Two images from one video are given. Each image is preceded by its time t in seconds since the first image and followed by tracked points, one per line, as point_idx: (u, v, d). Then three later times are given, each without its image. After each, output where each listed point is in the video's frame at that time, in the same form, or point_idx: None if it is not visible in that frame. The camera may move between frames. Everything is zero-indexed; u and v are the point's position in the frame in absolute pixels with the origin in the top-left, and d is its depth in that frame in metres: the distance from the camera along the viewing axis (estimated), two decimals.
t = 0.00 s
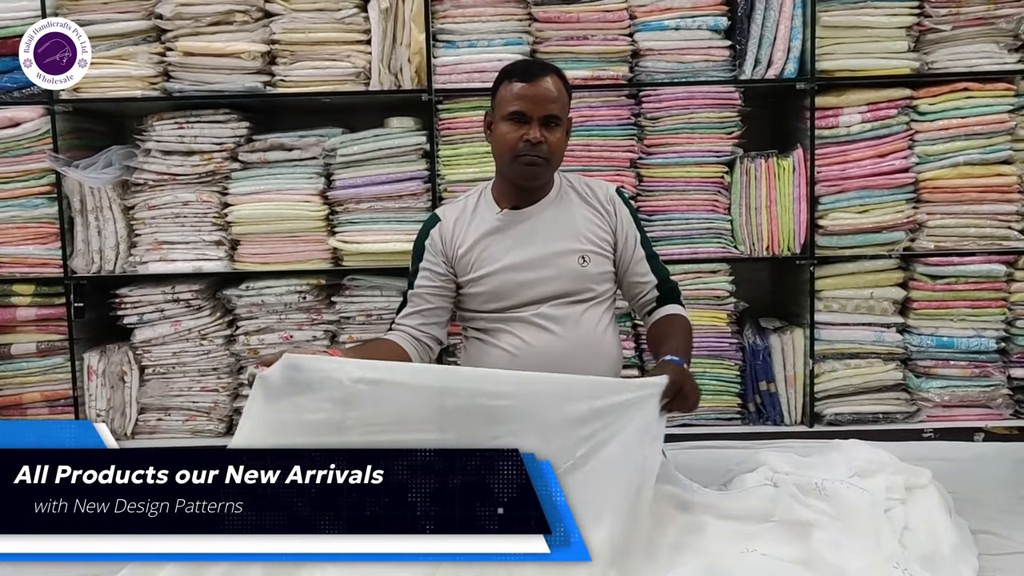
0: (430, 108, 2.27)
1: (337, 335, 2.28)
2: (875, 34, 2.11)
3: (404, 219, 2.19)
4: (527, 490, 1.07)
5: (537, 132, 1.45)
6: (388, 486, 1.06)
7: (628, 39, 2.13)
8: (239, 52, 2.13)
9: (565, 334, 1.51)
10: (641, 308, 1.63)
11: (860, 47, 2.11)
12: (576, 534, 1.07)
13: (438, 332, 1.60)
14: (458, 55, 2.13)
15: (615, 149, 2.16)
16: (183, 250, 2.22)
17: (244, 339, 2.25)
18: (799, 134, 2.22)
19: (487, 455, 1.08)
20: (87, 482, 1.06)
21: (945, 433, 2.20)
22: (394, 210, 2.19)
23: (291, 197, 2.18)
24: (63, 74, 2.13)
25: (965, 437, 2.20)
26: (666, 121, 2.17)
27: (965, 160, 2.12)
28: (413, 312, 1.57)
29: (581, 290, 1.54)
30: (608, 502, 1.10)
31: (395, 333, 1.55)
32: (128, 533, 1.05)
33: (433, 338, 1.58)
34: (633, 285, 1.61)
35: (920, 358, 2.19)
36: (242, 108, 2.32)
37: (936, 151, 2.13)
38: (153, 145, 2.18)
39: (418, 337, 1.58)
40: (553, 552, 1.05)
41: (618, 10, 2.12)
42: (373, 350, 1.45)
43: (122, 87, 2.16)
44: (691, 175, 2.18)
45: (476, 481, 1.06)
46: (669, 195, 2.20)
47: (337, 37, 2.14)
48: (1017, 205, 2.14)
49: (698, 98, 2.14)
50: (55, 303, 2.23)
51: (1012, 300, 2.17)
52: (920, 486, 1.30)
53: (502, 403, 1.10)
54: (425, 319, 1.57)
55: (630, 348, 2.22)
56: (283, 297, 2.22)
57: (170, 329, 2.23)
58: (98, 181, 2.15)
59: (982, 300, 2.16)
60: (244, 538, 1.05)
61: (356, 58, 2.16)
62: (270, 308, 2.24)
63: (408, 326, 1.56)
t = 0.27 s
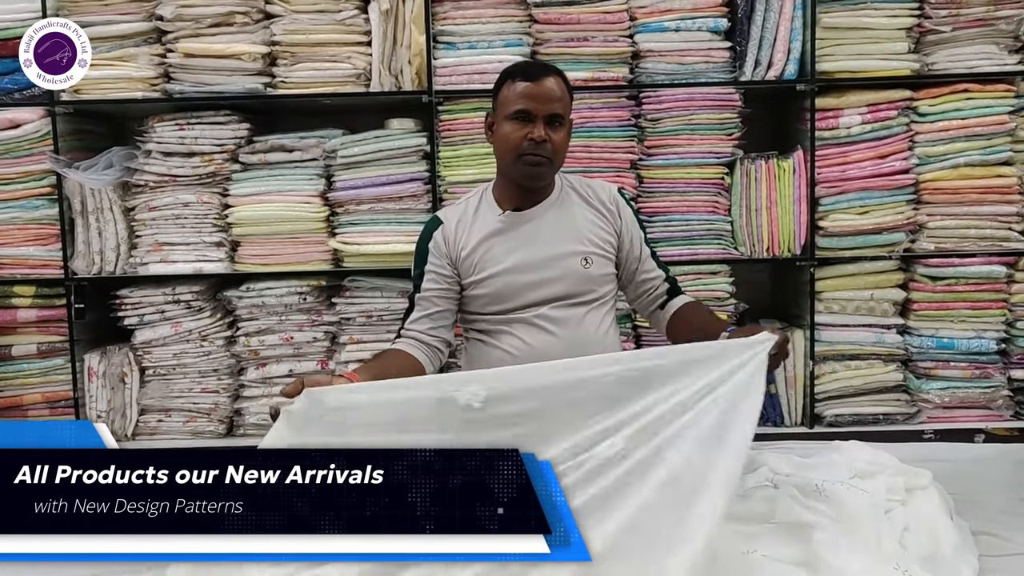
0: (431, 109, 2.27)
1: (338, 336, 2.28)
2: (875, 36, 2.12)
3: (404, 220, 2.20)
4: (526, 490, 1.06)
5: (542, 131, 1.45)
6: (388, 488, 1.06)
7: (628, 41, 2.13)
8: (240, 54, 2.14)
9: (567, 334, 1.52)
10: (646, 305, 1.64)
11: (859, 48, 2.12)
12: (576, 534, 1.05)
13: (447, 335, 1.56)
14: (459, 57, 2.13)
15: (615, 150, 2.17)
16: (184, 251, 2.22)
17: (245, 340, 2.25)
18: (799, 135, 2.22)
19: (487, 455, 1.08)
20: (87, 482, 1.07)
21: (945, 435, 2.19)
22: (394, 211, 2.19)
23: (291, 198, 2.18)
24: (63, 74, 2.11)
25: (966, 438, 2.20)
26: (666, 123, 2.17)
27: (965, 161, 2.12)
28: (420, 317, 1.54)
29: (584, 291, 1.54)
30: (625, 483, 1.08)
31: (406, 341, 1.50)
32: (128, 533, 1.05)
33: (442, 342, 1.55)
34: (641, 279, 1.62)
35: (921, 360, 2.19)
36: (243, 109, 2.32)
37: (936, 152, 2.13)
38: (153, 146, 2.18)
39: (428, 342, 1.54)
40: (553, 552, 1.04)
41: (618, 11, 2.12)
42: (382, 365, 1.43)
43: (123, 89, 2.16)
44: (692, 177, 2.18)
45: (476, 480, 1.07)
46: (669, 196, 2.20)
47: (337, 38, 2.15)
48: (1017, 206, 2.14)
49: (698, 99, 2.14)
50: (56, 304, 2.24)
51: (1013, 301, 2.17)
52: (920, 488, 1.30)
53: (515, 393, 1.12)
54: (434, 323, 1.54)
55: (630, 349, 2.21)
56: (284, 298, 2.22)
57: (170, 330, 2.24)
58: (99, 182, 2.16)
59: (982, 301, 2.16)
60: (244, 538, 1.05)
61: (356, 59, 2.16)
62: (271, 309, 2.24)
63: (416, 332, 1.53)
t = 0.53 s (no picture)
0: (429, 111, 2.28)
1: (336, 338, 2.28)
2: (873, 38, 2.12)
3: (403, 222, 2.20)
4: (526, 490, 1.05)
5: (545, 128, 1.45)
6: (388, 488, 1.05)
7: (627, 42, 2.13)
8: (239, 56, 2.14)
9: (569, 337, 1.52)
10: (659, 300, 1.65)
11: (858, 50, 2.12)
12: (576, 534, 1.03)
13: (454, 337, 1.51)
14: (457, 58, 2.13)
15: (614, 152, 2.17)
16: (183, 253, 2.22)
17: (244, 342, 2.25)
18: (798, 137, 2.22)
19: (487, 455, 1.06)
20: (87, 482, 1.07)
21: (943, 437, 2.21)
22: (393, 213, 2.19)
23: (290, 200, 2.18)
24: (63, 74, 2.12)
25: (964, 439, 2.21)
26: (665, 124, 2.17)
27: (963, 163, 2.12)
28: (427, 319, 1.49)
29: (588, 293, 1.55)
30: (697, 486, 1.06)
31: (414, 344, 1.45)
32: (125, 534, 1.04)
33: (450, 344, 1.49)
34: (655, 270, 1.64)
35: (920, 361, 2.19)
36: (242, 111, 2.32)
37: (935, 153, 2.13)
38: (152, 148, 2.18)
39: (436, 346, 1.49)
40: (553, 552, 1.02)
41: (616, 13, 2.12)
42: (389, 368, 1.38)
43: (122, 91, 2.16)
44: (691, 178, 2.18)
45: (477, 480, 1.05)
46: (668, 198, 2.20)
47: (336, 40, 2.15)
48: (1016, 208, 2.14)
49: (697, 101, 2.14)
50: (54, 306, 2.24)
51: (1011, 302, 2.17)
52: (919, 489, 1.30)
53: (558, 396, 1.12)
54: (442, 325, 1.49)
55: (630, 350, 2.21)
56: (282, 300, 2.22)
57: (169, 332, 2.24)
58: (97, 184, 2.16)
59: (981, 303, 2.17)
60: (244, 538, 1.04)
61: (355, 61, 2.16)
62: (270, 311, 2.24)
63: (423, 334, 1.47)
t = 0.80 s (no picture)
0: (428, 111, 2.28)
1: (335, 337, 2.28)
2: (872, 37, 2.12)
3: (402, 222, 2.19)
4: (526, 491, 1.05)
5: (553, 127, 1.45)
6: (389, 487, 1.06)
7: (626, 42, 2.13)
8: (238, 55, 2.14)
9: (578, 336, 1.52)
10: (651, 301, 1.65)
11: (857, 50, 2.13)
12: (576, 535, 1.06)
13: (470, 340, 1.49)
14: (456, 58, 2.13)
15: (613, 152, 2.17)
16: (182, 253, 2.22)
17: (242, 342, 2.25)
18: (797, 137, 2.22)
19: (487, 455, 1.07)
20: (87, 482, 1.06)
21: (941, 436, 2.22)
22: (392, 213, 2.19)
23: (289, 200, 2.18)
24: (63, 74, 2.12)
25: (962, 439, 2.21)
26: (664, 124, 2.17)
27: (962, 163, 2.12)
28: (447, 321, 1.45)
29: (594, 295, 1.55)
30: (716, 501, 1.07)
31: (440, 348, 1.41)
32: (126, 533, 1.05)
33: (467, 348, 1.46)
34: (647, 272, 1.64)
35: (919, 361, 2.19)
36: (240, 111, 2.32)
37: (933, 153, 2.13)
38: (151, 148, 2.18)
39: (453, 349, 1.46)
40: (553, 551, 1.06)
41: (615, 13, 2.12)
42: (424, 384, 1.33)
43: (121, 90, 2.16)
44: (689, 178, 2.18)
45: (476, 480, 1.07)
46: (667, 198, 2.20)
47: (335, 40, 2.15)
48: (1014, 208, 2.14)
49: (696, 101, 2.14)
50: (53, 306, 2.24)
51: (1010, 302, 2.17)
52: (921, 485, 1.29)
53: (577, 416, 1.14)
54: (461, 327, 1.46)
55: (629, 350, 2.21)
56: (281, 299, 2.22)
57: (168, 331, 2.23)
58: (96, 184, 2.16)
59: (979, 303, 2.17)
60: (244, 538, 1.05)
61: (354, 61, 2.16)
62: (269, 311, 2.24)
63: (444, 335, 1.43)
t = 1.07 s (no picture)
0: (427, 111, 2.28)
1: (334, 337, 2.28)
2: (871, 37, 2.12)
3: (401, 221, 2.19)
4: (525, 491, 1.12)
5: (554, 143, 1.40)
6: (389, 488, 1.14)
7: (625, 42, 2.13)
8: (237, 55, 2.14)
9: (585, 339, 1.51)
10: (656, 301, 1.65)
11: (856, 49, 2.13)
12: (575, 535, 1.15)
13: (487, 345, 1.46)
14: (455, 58, 2.13)
15: (612, 151, 2.17)
16: (181, 252, 2.22)
17: (241, 341, 2.25)
18: (796, 137, 2.22)
19: (487, 456, 1.13)
20: (87, 481, 1.15)
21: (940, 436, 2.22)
22: (390, 213, 2.19)
23: (288, 200, 2.18)
24: (63, 74, 2.12)
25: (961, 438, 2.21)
26: (663, 124, 2.17)
27: (961, 162, 2.12)
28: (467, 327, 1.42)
29: (601, 299, 1.55)
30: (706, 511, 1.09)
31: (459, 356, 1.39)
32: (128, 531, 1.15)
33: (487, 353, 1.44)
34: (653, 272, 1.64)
35: (917, 361, 2.19)
36: (239, 110, 2.32)
37: (932, 153, 2.13)
38: (150, 148, 2.18)
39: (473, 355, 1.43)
40: (553, 551, 1.15)
41: (614, 13, 2.12)
42: (460, 407, 1.31)
43: (120, 90, 2.16)
44: (689, 178, 2.18)
45: (476, 480, 1.13)
46: (665, 198, 2.20)
47: (334, 40, 2.15)
48: (1012, 207, 2.14)
49: (694, 100, 2.14)
50: (52, 305, 2.24)
51: (1009, 302, 2.18)
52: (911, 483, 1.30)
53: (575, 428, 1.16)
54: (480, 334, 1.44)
55: (628, 350, 2.21)
56: (280, 299, 2.22)
57: (168, 331, 2.23)
58: (96, 184, 2.16)
59: (978, 302, 2.17)
60: (245, 537, 1.15)
61: (353, 61, 2.16)
62: (268, 310, 2.24)
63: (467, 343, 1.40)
